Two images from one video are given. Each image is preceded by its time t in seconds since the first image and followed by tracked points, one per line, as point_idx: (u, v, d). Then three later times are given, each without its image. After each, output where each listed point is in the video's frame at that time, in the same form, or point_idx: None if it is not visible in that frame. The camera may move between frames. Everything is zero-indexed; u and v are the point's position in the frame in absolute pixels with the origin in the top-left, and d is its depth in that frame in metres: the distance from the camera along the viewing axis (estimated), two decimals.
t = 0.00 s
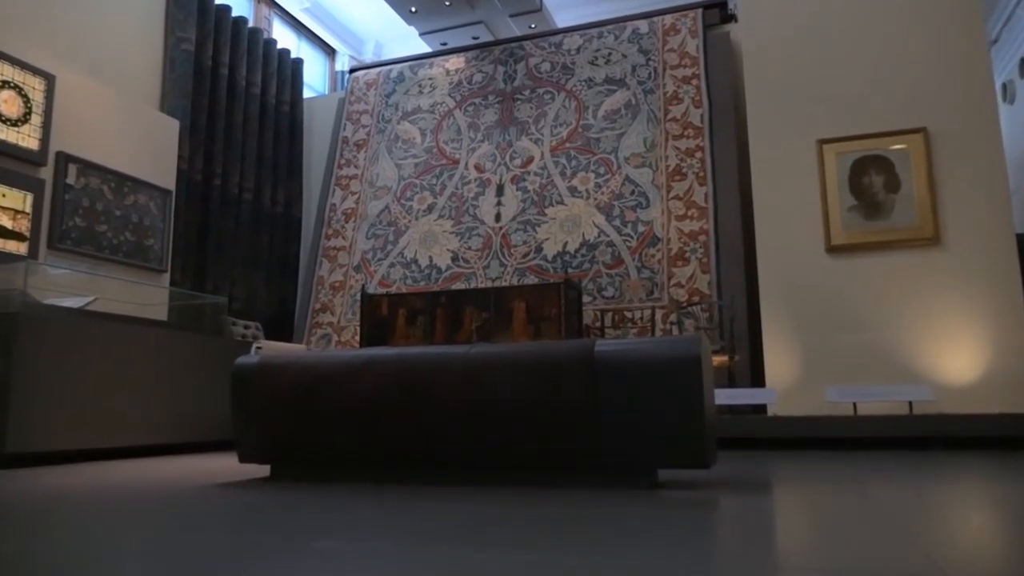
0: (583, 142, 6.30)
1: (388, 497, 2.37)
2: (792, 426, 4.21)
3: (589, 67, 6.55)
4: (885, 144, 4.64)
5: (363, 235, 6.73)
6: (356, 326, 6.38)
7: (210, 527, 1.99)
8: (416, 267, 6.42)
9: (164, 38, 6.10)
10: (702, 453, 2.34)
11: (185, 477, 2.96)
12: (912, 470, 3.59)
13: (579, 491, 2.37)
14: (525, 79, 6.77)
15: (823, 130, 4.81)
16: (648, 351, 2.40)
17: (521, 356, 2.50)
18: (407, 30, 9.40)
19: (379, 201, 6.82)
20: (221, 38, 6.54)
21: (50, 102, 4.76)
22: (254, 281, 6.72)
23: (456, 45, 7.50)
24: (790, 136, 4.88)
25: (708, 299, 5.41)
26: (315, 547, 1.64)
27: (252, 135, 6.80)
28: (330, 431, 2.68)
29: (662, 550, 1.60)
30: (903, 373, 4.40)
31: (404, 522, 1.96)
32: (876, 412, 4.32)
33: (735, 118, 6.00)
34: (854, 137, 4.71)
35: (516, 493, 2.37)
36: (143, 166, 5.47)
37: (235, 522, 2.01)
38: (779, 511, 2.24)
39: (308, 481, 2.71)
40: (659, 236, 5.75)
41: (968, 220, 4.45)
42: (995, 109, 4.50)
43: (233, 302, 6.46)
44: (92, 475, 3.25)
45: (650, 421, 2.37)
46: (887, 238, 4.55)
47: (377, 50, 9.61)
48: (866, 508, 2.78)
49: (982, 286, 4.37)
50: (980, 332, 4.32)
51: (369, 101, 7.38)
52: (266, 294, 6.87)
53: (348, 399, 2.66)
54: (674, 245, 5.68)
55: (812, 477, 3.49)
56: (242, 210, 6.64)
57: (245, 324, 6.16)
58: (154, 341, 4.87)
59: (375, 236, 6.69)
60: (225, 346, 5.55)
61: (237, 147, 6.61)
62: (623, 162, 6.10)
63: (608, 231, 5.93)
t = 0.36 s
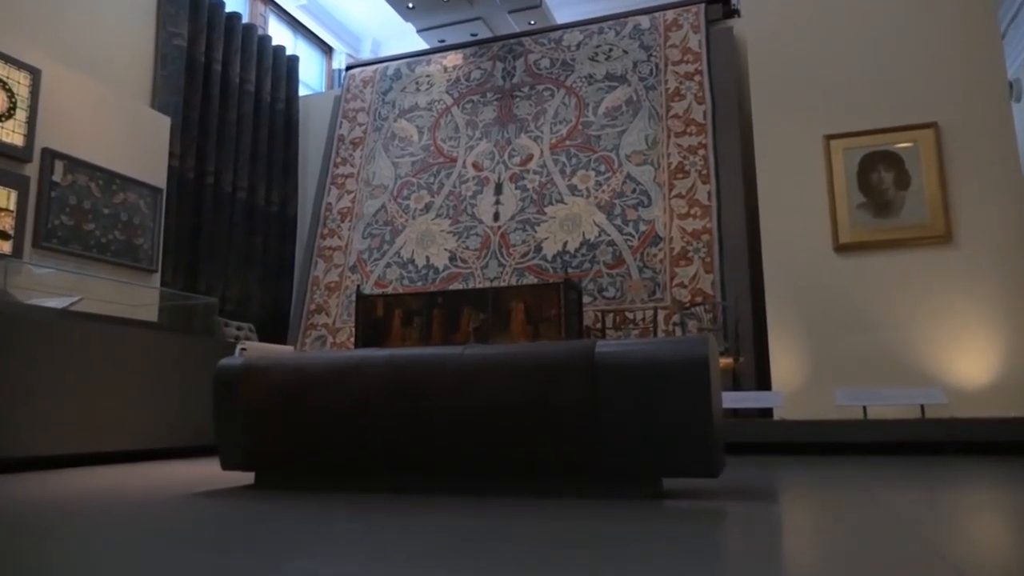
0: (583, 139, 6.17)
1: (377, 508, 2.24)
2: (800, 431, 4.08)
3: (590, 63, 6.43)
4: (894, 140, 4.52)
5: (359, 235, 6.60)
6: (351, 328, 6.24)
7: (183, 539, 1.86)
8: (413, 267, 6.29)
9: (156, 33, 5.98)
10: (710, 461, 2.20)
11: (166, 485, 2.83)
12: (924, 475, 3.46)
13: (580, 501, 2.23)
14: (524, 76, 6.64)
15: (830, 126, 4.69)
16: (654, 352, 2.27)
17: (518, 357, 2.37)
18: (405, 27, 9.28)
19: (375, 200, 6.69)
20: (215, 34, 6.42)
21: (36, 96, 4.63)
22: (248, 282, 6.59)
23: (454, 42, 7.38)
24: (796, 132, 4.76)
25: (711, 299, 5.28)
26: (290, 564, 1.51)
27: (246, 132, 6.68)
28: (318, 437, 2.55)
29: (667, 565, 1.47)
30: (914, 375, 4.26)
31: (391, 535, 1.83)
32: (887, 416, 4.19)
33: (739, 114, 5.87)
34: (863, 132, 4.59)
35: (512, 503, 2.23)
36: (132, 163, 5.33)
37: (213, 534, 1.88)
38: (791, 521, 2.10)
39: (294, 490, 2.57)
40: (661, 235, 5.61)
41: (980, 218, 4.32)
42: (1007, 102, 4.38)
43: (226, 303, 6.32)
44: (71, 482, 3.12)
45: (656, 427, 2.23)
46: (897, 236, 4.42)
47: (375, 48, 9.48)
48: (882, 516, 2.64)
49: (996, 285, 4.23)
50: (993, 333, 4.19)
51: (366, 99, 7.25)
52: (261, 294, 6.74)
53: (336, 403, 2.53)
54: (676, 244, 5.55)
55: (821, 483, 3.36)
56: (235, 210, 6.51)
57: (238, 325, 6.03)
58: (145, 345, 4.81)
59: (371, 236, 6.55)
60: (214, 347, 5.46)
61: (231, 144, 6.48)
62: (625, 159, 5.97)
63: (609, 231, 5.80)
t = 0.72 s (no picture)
0: (582, 134, 6.04)
1: (362, 513, 2.11)
2: (806, 432, 3.95)
3: (590, 56, 6.29)
4: (902, 133, 4.40)
5: (355, 232, 6.46)
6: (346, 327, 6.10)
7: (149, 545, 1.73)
8: (409, 265, 6.15)
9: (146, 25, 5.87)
10: (718, 465, 2.06)
11: (145, 488, 2.70)
12: (936, 478, 3.33)
13: (578, 508, 2.10)
14: (522, 70, 6.51)
15: (836, 119, 4.57)
16: (659, 348, 2.13)
17: (512, 355, 2.24)
18: (402, 23, 9.09)
19: (371, 196, 6.56)
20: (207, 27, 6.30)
21: (19, 88, 4.49)
22: (241, 280, 6.46)
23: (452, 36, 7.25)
24: (802, 126, 4.63)
25: (715, 298, 5.15)
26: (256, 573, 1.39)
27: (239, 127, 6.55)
28: (301, 440, 2.41)
29: None
30: (924, 375, 4.13)
31: (370, 543, 1.70)
32: (896, 417, 4.05)
33: (742, 108, 5.73)
34: (872, 125, 4.46)
35: (505, 510, 2.10)
36: (119, 158, 5.19)
37: (178, 542, 1.76)
38: (802, 528, 1.97)
39: (277, 495, 2.44)
40: (663, 232, 5.48)
41: (993, 212, 4.18)
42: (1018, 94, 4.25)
43: (218, 302, 6.19)
44: (48, 485, 2.99)
45: (660, 428, 2.10)
46: (906, 231, 4.29)
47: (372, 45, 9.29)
48: (898, 520, 2.51)
49: (1009, 282, 4.10)
50: (1007, 331, 4.05)
51: (361, 94, 7.12)
52: (254, 293, 6.61)
53: (322, 403, 2.39)
54: (678, 242, 5.42)
55: (828, 486, 3.23)
56: (228, 206, 6.39)
57: (229, 324, 5.90)
58: (129, 342, 4.72)
59: (366, 233, 6.42)
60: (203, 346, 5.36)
61: (223, 140, 6.36)
62: (625, 155, 5.84)
63: (609, 227, 5.66)
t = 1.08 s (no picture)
0: (582, 131, 5.91)
1: (347, 523, 1.97)
2: (814, 435, 3.81)
3: (589, 51, 6.17)
4: (912, 126, 4.27)
5: (350, 230, 6.33)
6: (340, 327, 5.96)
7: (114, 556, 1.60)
8: (405, 264, 6.01)
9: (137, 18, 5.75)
10: (728, 472, 1.92)
11: (122, 495, 2.56)
12: (952, 482, 3.19)
13: (578, 517, 1.96)
14: (521, 66, 6.38)
15: (843, 113, 4.44)
16: (665, 346, 2.00)
17: (508, 354, 2.10)
18: (399, 20, 8.95)
19: (366, 194, 6.42)
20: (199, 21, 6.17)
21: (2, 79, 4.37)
22: (234, 280, 6.32)
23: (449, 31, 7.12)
24: (808, 119, 4.50)
25: (718, 297, 5.01)
26: None
27: (232, 123, 6.42)
28: (284, 444, 2.27)
29: None
30: (936, 376, 3.99)
31: (349, 555, 1.56)
32: (908, 420, 3.92)
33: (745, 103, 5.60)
34: (881, 119, 4.33)
35: (501, 519, 1.97)
36: (107, 153, 5.05)
37: (147, 552, 1.63)
38: (819, 537, 1.84)
39: (259, 503, 2.30)
40: (664, 230, 5.35)
41: (1006, 208, 4.05)
42: None
43: (210, 302, 6.05)
44: (22, 492, 2.86)
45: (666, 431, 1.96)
46: (916, 228, 4.16)
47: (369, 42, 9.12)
48: (916, 527, 2.37)
49: None
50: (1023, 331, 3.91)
51: (357, 90, 6.99)
52: (247, 293, 6.47)
53: (306, 405, 2.25)
54: (680, 240, 5.28)
55: (838, 491, 3.09)
56: (221, 204, 6.25)
57: (221, 324, 5.76)
58: (115, 342, 4.58)
59: (361, 231, 6.28)
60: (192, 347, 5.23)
61: (216, 136, 6.22)
62: (626, 151, 5.71)
63: (610, 225, 5.53)
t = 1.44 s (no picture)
0: (583, 126, 5.77)
1: (331, 534, 1.84)
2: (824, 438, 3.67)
3: (590, 46, 6.04)
4: (923, 119, 4.14)
5: (345, 228, 6.19)
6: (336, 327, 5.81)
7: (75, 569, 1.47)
8: (401, 262, 5.88)
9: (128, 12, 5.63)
10: (741, 480, 1.78)
11: (95, 501, 2.42)
12: (970, 487, 3.06)
13: (580, 528, 1.82)
14: (521, 60, 6.25)
15: (851, 106, 4.31)
16: (675, 343, 1.86)
17: (504, 353, 1.96)
18: (398, 15, 8.67)
19: (363, 191, 6.29)
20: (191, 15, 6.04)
21: None
22: (226, 279, 6.18)
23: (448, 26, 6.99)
24: (815, 112, 4.37)
25: (723, 295, 4.87)
26: None
27: (225, 119, 6.29)
28: (266, 449, 2.14)
29: None
30: (950, 377, 3.86)
31: (330, 569, 1.43)
32: (921, 422, 3.78)
33: (750, 97, 5.47)
34: (892, 111, 4.20)
35: (496, 530, 1.83)
36: (95, 148, 4.92)
37: (111, 565, 1.50)
38: (839, 547, 1.70)
39: (239, 511, 2.16)
40: (667, 227, 5.21)
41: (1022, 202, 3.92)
42: None
43: (202, 301, 5.91)
44: None
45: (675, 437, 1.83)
46: (928, 223, 4.03)
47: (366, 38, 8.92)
48: (938, 534, 2.23)
49: None
50: None
51: (353, 86, 6.86)
52: (241, 292, 6.34)
53: (289, 408, 2.11)
54: (684, 237, 5.14)
55: (852, 497, 2.95)
56: (214, 202, 6.12)
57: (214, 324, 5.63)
58: (103, 342, 4.45)
59: (357, 230, 6.15)
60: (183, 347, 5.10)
61: (208, 132, 6.10)
62: (627, 147, 5.58)
63: (611, 223, 5.39)
